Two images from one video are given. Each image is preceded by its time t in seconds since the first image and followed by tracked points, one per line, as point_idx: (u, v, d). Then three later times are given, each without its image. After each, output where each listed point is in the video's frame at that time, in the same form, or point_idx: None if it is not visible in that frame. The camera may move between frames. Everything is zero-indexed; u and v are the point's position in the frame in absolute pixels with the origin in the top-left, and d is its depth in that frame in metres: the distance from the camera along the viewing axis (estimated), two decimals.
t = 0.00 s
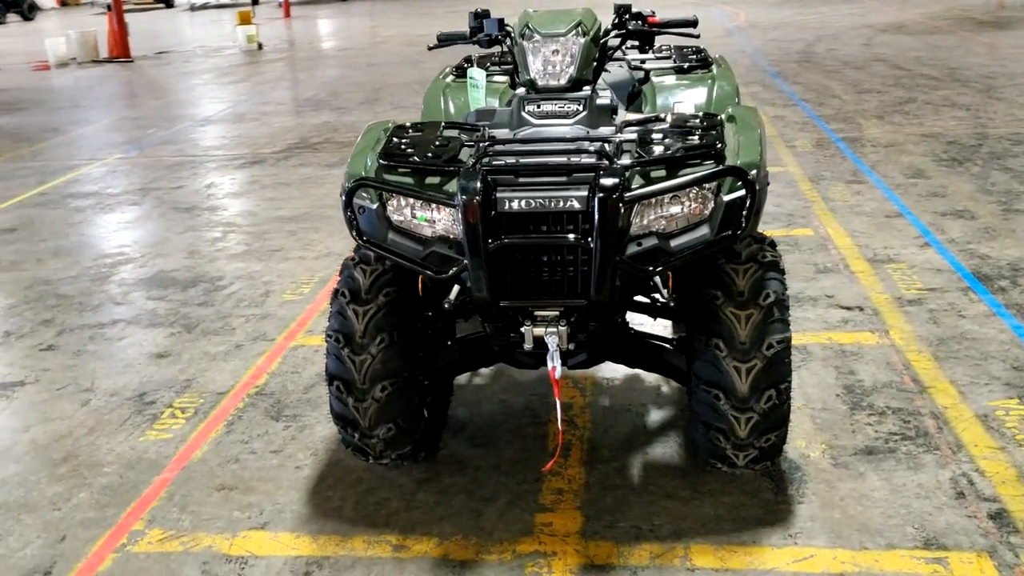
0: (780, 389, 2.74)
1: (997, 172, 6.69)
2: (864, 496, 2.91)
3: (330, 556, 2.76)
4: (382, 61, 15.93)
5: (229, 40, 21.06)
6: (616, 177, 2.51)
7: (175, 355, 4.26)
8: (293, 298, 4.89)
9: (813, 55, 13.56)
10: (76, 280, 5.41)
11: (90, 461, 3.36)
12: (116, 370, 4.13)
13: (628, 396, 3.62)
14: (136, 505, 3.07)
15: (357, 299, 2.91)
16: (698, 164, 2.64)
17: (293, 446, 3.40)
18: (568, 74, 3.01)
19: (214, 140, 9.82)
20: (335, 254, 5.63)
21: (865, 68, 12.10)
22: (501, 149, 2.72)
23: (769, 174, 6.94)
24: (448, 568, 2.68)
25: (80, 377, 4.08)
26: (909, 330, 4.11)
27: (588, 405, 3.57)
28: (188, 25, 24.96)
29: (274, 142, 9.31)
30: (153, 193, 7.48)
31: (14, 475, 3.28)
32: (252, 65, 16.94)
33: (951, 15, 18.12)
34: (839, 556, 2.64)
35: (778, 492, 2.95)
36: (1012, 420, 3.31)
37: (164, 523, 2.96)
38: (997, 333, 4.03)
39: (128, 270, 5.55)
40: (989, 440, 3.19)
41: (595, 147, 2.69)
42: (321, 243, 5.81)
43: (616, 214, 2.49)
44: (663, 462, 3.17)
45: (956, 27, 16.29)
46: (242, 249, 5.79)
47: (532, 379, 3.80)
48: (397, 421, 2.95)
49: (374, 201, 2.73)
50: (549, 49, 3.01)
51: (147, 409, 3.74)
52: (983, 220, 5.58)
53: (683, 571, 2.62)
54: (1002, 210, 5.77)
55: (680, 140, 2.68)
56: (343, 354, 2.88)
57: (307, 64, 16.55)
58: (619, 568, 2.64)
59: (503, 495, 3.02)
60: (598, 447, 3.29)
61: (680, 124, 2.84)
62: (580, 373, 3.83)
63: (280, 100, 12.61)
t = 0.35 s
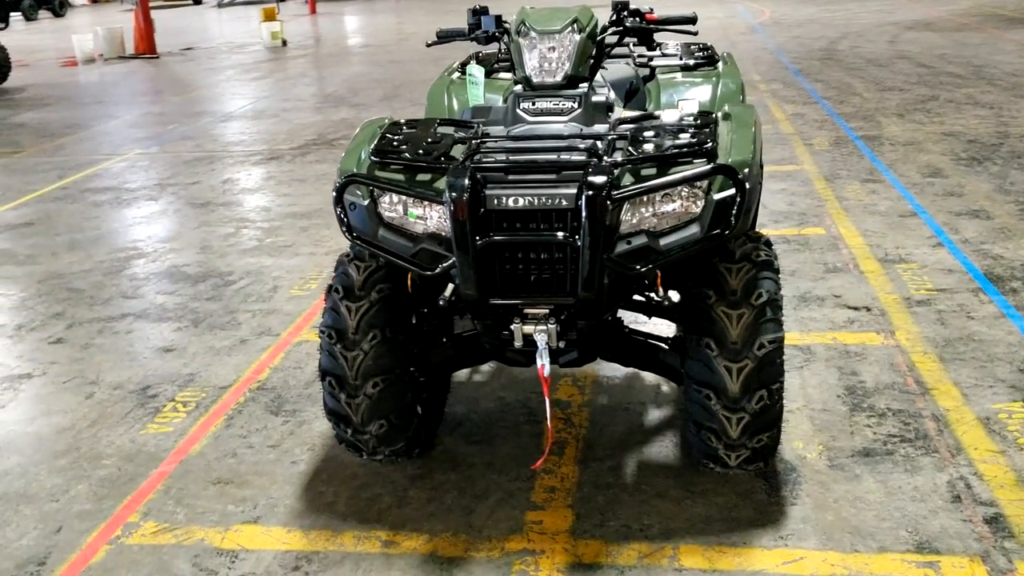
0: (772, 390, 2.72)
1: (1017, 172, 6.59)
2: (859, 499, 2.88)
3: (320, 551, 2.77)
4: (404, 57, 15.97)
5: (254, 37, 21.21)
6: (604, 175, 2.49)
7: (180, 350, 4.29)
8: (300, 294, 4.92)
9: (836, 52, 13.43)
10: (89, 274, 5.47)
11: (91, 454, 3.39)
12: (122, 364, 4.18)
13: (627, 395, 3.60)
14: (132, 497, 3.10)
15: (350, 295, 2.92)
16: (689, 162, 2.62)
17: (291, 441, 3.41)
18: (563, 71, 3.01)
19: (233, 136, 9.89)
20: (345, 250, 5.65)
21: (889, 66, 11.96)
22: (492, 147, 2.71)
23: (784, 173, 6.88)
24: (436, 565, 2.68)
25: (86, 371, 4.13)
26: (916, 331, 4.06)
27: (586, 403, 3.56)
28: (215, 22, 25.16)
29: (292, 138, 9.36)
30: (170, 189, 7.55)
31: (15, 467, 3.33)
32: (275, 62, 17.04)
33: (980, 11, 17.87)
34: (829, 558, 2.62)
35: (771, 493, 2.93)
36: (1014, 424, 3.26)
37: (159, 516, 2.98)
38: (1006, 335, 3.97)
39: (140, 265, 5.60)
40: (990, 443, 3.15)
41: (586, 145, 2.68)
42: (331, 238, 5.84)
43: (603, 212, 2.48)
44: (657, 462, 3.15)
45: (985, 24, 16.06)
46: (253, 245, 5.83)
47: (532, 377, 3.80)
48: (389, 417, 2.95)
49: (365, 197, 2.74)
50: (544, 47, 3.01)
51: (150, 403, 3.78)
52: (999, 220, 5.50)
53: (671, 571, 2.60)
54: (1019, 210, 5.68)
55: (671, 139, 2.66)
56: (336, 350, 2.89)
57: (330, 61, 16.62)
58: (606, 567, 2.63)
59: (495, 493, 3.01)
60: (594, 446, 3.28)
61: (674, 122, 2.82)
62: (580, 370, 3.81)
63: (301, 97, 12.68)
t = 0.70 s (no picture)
0: (760, 392, 2.69)
1: None
2: (849, 503, 2.85)
3: (305, 548, 2.77)
4: (426, 54, 16.00)
5: (279, 32, 21.34)
6: (588, 174, 2.47)
7: (183, 344, 4.32)
8: (305, 289, 4.93)
9: (860, 50, 13.28)
10: (99, 268, 5.52)
11: (87, 447, 3.42)
12: (124, 357, 4.21)
13: (622, 394, 3.58)
14: (125, 491, 3.12)
15: (339, 292, 2.92)
16: (676, 161, 2.60)
17: (285, 437, 3.42)
18: (555, 68, 2.99)
19: (252, 131, 9.96)
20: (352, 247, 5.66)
21: (913, 63, 11.81)
22: (479, 145, 2.70)
23: (798, 171, 6.81)
24: (419, 563, 2.68)
25: (89, 364, 4.17)
26: (920, 333, 4.00)
27: (581, 402, 3.54)
28: (241, 18, 25.33)
29: (309, 134, 9.40)
30: (185, 184, 7.61)
31: (13, 459, 3.36)
32: (298, 58, 17.12)
33: (1009, 8, 17.61)
34: (815, 563, 2.59)
35: (761, 496, 2.90)
36: (1014, 429, 3.21)
37: (149, 510, 3.00)
38: (1012, 338, 3.90)
39: (149, 259, 5.65)
40: (988, 448, 3.10)
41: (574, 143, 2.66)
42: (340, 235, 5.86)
43: (586, 211, 2.47)
44: (648, 462, 3.12)
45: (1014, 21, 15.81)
46: (263, 240, 5.86)
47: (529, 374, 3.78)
48: (378, 414, 2.95)
49: (352, 194, 2.73)
50: (537, 44, 2.99)
51: (149, 397, 3.81)
52: (1014, 221, 5.41)
53: (654, 573, 2.58)
54: None
55: (658, 137, 2.64)
56: (324, 347, 2.89)
57: (353, 57, 16.68)
58: (589, 568, 2.61)
59: (483, 492, 3.00)
60: (586, 446, 3.26)
61: (664, 120, 2.79)
62: (578, 369, 3.79)
63: (321, 93, 12.74)
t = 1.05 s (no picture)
0: (750, 397, 2.66)
1: None
2: (842, 511, 2.81)
3: (293, 547, 2.78)
4: (448, 51, 16.01)
5: (304, 29, 21.45)
6: (575, 177, 2.45)
7: (188, 341, 4.35)
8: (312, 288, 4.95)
9: (886, 49, 13.12)
10: (111, 263, 5.57)
11: (86, 443, 3.45)
12: (130, 353, 4.25)
13: (620, 397, 3.55)
14: (120, 487, 3.14)
15: (331, 292, 2.92)
16: (666, 163, 2.57)
17: (281, 435, 3.43)
18: (550, 69, 2.97)
19: (271, 128, 10.01)
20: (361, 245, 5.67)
21: (939, 62, 11.66)
22: (470, 146, 2.69)
23: (814, 172, 6.75)
24: (405, 565, 2.67)
25: (94, 359, 4.20)
26: (927, 338, 3.94)
27: (578, 405, 3.52)
28: (268, 14, 25.48)
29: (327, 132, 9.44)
30: (202, 180, 7.66)
31: (13, 453, 3.40)
32: (322, 54, 17.20)
33: None
34: (803, 572, 2.56)
35: (753, 503, 2.87)
36: (1016, 438, 3.15)
37: (143, 507, 3.02)
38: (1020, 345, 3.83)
39: (161, 255, 5.69)
40: (988, 457, 3.04)
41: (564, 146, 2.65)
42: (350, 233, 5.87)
43: (572, 214, 2.45)
44: (642, 467, 3.10)
45: None
46: (274, 238, 5.89)
47: (528, 376, 3.77)
48: (368, 415, 2.95)
49: (342, 195, 2.73)
50: (532, 45, 2.97)
51: (151, 393, 3.83)
52: None
53: None
54: None
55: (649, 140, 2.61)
56: (316, 347, 2.89)
57: (376, 53, 16.72)
58: (575, 573, 2.60)
59: (474, 494, 3.00)
60: (580, 449, 3.24)
61: (657, 123, 2.77)
62: (578, 371, 3.77)
63: (343, 90, 12.79)
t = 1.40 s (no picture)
0: (743, 404, 2.63)
1: None
2: (838, 519, 2.78)
3: (286, 547, 2.79)
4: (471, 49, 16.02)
5: (330, 26, 21.54)
6: (565, 181, 2.45)
7: (196, 339, 4.39)
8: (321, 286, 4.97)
9: (912, 47, 12.97)
10: (126, 261, 5.63)
11: (90, 440, 3.49)
12: (138, 351, 4.29)
13: (621, 400, 3.54)
14: (120, 485, 3.17)
15: (327, 293, 2.93)
16: (659, 168, 2.56)
17: (281, 434, 3.45)
18: (547, 70, 2.96)
19: (292, 125, 10.06)
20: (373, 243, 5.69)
21: (966, 61, 11.50)
22: (463, 149, 2.69)
23: (831, 173, 6.68)
24: (395, 567, 2.68)
25: (103, 357, 4.25)
26: (936, 344, 3.88)
27: (579, 407, 3.51)
28: (295, 11, 25.67)
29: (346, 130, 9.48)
30: (220, 178, 7.72)
31: (17, 449, 3.44)
32: (346, 52, 17.27)
33: None
34: None
35: (748, 509, 2.84)
36: (1021, 446, 3.10)
37: (140, 504, 3.05)
38: None
39: (175, 252, 5.74)
40: (990, 466, 3.00)
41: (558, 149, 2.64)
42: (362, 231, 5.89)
43: (562, 219, 2.44)
44: (639, 471, 3.08)
45: None
46: (287, 236, 5.92)
47: (530, 378, 3.76)
48: (363, 416, 2.95)
49: (336, 197, 2.73)
50: (529, 46, 2.95)
51: (156, 391, 3.87)
52: None
53: None
54: None
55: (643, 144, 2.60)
56: (311, 348, 2.91)
57: (400, 51, 16.76)
58: None
59: (468, 496, 3.00)
60: (578, 451, 3.22)
61: (653, 126, 2.75)
62: (580, 373, 3.76)
63: (365, 88, 12.83)
